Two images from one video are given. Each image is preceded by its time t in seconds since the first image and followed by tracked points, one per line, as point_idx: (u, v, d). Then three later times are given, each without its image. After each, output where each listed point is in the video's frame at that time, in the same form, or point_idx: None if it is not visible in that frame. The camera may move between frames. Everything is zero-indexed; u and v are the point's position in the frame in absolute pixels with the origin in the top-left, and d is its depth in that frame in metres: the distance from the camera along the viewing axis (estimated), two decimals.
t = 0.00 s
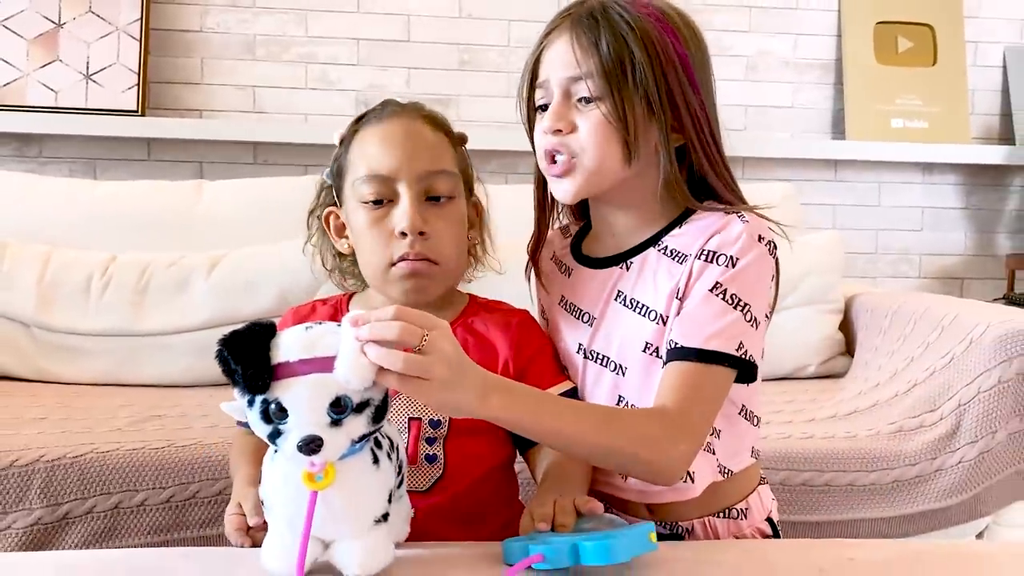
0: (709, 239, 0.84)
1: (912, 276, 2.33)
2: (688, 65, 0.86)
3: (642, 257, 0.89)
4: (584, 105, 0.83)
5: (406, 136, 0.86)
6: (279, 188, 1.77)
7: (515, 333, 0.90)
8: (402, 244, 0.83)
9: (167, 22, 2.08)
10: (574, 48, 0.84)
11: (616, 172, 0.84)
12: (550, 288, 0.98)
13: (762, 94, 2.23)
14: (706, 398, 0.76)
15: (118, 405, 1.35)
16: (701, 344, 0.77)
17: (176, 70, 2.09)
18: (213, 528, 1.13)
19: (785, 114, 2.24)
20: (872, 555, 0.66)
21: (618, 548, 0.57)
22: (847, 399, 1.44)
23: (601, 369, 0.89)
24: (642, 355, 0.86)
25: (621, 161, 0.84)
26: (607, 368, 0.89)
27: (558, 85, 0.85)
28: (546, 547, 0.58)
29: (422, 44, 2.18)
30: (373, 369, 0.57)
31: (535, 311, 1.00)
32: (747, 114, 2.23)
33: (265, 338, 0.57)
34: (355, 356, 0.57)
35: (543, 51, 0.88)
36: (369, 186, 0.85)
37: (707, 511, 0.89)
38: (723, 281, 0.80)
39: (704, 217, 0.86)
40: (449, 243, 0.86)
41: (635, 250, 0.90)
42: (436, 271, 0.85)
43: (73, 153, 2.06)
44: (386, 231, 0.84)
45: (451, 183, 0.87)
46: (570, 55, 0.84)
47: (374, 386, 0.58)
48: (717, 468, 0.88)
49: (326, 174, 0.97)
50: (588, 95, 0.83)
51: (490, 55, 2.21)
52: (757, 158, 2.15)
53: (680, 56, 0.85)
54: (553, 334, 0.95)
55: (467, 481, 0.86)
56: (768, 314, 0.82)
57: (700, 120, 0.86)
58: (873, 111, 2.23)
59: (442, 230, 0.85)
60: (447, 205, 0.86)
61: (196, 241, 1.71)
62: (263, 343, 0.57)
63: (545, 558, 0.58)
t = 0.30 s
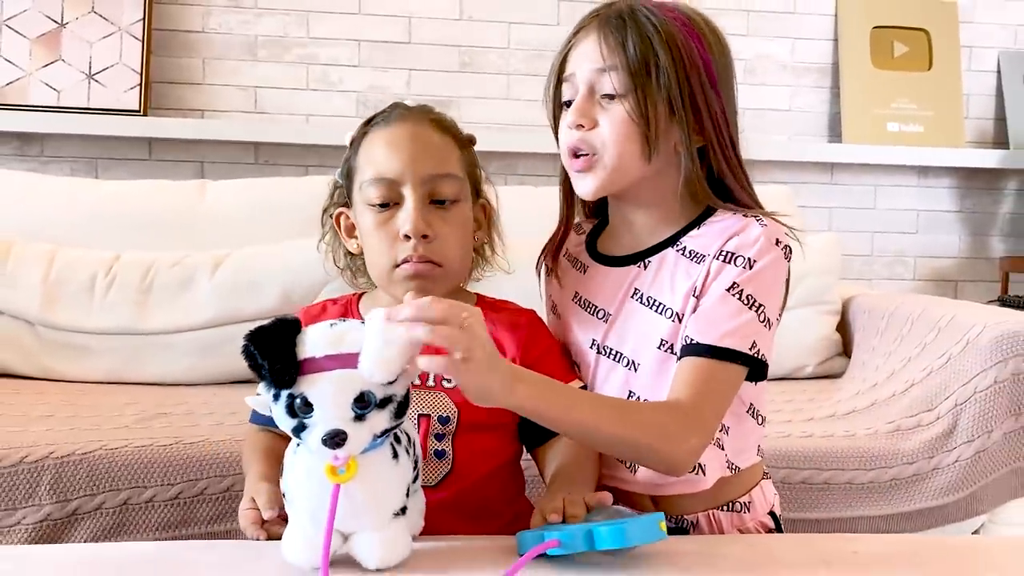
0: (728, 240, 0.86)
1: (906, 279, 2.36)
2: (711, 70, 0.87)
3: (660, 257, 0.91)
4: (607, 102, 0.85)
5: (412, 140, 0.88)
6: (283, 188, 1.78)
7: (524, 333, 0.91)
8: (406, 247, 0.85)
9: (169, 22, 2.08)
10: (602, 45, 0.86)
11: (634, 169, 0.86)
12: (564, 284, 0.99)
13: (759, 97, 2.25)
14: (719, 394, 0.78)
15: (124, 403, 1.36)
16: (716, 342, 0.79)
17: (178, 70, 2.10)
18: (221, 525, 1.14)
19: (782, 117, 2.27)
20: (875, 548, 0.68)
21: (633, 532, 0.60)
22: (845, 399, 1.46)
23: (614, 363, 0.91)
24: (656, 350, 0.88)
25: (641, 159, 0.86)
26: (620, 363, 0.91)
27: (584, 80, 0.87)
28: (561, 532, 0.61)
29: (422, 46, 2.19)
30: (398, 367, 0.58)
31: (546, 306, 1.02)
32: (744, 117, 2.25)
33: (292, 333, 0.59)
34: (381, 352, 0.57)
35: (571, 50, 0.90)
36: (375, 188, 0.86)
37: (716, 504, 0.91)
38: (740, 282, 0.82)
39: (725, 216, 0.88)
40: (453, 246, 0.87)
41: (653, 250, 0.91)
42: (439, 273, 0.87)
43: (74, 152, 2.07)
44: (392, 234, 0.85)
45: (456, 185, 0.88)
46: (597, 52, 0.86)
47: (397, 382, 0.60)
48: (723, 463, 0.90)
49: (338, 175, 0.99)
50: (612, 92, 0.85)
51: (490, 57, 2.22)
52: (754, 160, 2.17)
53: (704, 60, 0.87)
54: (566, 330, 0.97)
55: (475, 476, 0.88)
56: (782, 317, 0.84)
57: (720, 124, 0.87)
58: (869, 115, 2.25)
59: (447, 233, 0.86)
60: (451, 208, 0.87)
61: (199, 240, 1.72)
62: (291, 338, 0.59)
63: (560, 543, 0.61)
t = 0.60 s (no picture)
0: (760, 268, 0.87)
1: (897, 279, 2.39)
2: (753, 92, 0.86)
3: (677, 260, 0.92)
4: (634, 100, 0.89)
5: (418, 141, 0.90)
6: (283, 187, 1.80)
7: (528, 329, 0.94)
8: (412, 246, 0.87)
9: (169, 21, 2.10)
10: (646, 47, 0.89)
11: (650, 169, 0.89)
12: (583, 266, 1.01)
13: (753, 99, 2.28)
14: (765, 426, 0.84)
15: (127, 398, 1.38)
16: (773, 387, 0.83)
17: (177, 69, 2.11)
18: (225, 516, 1.16)
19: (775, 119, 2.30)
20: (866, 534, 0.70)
21: (632, 515, 0.61)
22: (838, 395, 1.49)
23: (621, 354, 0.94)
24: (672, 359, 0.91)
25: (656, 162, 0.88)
26: (628, 353, 0.94)
27: (624, 76, 0.91)
28: (565, 515, 0.63)
29: (420, 46, 2.21)
30: (407, 355, 0.60)
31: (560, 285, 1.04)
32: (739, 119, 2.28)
33: (303, 324, 0.61)
34: (390, 341, 0.59)
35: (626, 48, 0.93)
36: (383, 187, 0.88)
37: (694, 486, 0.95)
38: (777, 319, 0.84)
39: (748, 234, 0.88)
40: (459, 244, 0.89)
41: (666, 253, 0.93)
42: (445, 271, 0.89)
43: (74, 150, 2.08)
44: (400, 233, 0.87)
45: (463, 186, 0.90)
46: (639, 55, 0.89)
47: (404, 369, 0.62)
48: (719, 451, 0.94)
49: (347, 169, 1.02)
50: (639, 90, 0.89)
51: (487, 58, 2.24)
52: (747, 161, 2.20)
53: (745, 82, 0.86)
54: (577, 312, 1.00)
55: (477, 466, 0.90)
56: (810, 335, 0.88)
57: (749, 147, 0.86)
58: (861, 117, 2.29)
59: (453, 232, 0.88)
60: (457, 208, 0.89)
61: (200, 237, 1.74)
62: (301, 329, 0.61)
63: (564, 526, 0.63)
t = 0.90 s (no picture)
0: (789, 296, 0.89)
1: (886, 281, 2.41)
2: (720, 142, 0.88)
3: (695, 302, 0.95)
4: (596, 174, 0.90)
5: (421, 146, 0.91)
6: (279, 187, 1.81)
7: (526, 330, 0.95)
8: (415, 249, 0.88)
9: (164, 22, 2.10)
10: (598, 120, 0.90)
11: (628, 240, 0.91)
12: (598, 310, 1.02)
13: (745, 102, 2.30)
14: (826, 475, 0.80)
15: (123, 397, 1.39)
16: (836, 384, 0.87)
17: (172, 70, 2.12)
18: (222, 515, 1.16)
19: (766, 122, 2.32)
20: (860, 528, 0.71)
21: (631, 508, 0.63)
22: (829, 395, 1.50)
23: (656, 396, 0.97)
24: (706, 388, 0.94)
25: (629, 233, 0.91)
26: (661, 392, 0.97)
27: (582, 149, 0.91)
28: (565, 510, 0.65)
29: (414, 48, 2.22)
30: (408, 354, 0.61)
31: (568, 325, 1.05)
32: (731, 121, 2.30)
33: (307, 323, 0.62)
34: (391, 339, 0.60)
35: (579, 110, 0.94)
36: (385, 191, 0.89)
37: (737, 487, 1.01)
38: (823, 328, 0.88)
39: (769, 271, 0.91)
40: (460, 249, 0.90)
41: (686, 293, 0.95)
42: (445, 275, 0.90)
43: (68, 150, 2.08)
44: (402, 238, 0.88)
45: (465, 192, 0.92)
46: (593, 130, 0.90)
47: (406, 367, 0.63)
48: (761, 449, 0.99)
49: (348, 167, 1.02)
50: (600, 167, 0.89)
51: (481, 60, 2.26)
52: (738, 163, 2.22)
53: (708, 135, 0.88)
54: (601, 357, 1.01)
55: (475, 465, 0.91)
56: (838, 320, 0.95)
57: (726, 193, 0.90)
58: (851, 120, 2.31)
59: (454, 236, 0.90)
60: (459, 212, 0.91)
61: (196, 237, 1.74)
62: (305, 327, 0.62)
63: (564, 521, 0.64)
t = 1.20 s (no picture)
0: (783, 291, 0.88)
1: (877, 283, 2.42)
2: (721, 119, 0.89)
3: (687, 293, 0.94)
4: (604, 159, 0.88)
5: (408, 149, 0.90)
6: (269, 188, 1.80)
7: (518, 333, 0.94)
8: (401, 256, 0.87)
9: (153, 21, 2.09)
10: (601, 103, 0.89)
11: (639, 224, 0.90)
12: (584, 300, 1.01)
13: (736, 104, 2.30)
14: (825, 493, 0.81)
15: (111, 399, 1.37)
16: (824, 386, 0.88)
17: (161, 69, 2.10)
18: (211, 519, 1.15)
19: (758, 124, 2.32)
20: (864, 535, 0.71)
21: (627, 513, 0.62)
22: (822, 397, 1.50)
23: (640, 387, 0.97)
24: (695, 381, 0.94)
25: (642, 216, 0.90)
26: (648, 386, 0.96)
27: (584, 136, 0.90)
28: (560, 517, 0.64)
29: (405, 48, 2.21)
30: (400, 357, 0.61)
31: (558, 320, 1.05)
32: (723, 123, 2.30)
33: (297, 325, 0.62)
34: (384, 342, 0.60)
35: (576, 99, 0.93)
36: (372, 196, 0.88)
37: (722, 487, 1.00)
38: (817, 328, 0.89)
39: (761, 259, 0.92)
40: (447, 254, 0.90)
41: (680, 284, 0.95)
42: (431, 281, 0.89)
43: (56, 150, 2.06)
44: (387, 244, 0.88)
45: (452, 195, 0.91)
46: (597, 116, 0.89)
47: (398, 371, 0.62)
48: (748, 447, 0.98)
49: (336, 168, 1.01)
50: (609, 150, 0.88)
51: (473, 61, 2.25)
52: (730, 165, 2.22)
53: (710, 113, 0.88)
54: (587, 348, 1.01)
55: (466, 468, 0.90)
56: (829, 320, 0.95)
57: (729, 172, 0.90)
58: (843, 122, 2.31)
59: (441, 240, 0.89)
60: (445, 216, 0.90)
61: (186, 238, 1.73)
62: (295, 330, 0.61)
63: (558, 527, 0.64)
